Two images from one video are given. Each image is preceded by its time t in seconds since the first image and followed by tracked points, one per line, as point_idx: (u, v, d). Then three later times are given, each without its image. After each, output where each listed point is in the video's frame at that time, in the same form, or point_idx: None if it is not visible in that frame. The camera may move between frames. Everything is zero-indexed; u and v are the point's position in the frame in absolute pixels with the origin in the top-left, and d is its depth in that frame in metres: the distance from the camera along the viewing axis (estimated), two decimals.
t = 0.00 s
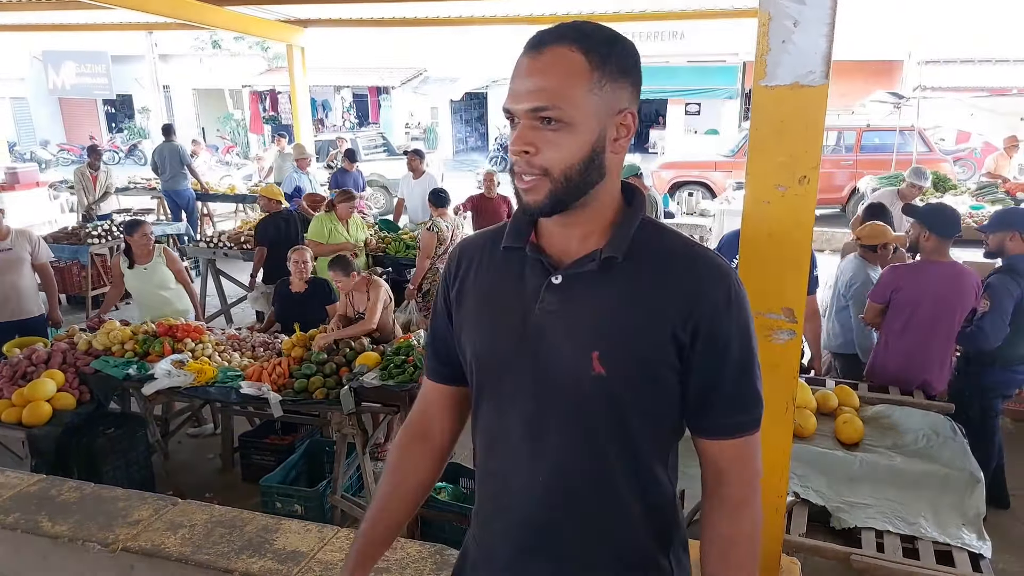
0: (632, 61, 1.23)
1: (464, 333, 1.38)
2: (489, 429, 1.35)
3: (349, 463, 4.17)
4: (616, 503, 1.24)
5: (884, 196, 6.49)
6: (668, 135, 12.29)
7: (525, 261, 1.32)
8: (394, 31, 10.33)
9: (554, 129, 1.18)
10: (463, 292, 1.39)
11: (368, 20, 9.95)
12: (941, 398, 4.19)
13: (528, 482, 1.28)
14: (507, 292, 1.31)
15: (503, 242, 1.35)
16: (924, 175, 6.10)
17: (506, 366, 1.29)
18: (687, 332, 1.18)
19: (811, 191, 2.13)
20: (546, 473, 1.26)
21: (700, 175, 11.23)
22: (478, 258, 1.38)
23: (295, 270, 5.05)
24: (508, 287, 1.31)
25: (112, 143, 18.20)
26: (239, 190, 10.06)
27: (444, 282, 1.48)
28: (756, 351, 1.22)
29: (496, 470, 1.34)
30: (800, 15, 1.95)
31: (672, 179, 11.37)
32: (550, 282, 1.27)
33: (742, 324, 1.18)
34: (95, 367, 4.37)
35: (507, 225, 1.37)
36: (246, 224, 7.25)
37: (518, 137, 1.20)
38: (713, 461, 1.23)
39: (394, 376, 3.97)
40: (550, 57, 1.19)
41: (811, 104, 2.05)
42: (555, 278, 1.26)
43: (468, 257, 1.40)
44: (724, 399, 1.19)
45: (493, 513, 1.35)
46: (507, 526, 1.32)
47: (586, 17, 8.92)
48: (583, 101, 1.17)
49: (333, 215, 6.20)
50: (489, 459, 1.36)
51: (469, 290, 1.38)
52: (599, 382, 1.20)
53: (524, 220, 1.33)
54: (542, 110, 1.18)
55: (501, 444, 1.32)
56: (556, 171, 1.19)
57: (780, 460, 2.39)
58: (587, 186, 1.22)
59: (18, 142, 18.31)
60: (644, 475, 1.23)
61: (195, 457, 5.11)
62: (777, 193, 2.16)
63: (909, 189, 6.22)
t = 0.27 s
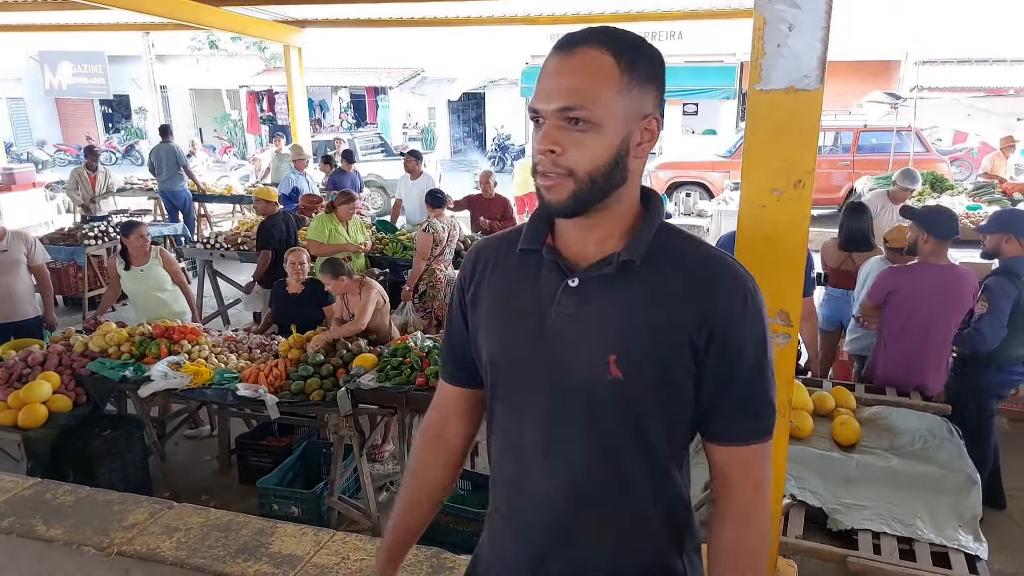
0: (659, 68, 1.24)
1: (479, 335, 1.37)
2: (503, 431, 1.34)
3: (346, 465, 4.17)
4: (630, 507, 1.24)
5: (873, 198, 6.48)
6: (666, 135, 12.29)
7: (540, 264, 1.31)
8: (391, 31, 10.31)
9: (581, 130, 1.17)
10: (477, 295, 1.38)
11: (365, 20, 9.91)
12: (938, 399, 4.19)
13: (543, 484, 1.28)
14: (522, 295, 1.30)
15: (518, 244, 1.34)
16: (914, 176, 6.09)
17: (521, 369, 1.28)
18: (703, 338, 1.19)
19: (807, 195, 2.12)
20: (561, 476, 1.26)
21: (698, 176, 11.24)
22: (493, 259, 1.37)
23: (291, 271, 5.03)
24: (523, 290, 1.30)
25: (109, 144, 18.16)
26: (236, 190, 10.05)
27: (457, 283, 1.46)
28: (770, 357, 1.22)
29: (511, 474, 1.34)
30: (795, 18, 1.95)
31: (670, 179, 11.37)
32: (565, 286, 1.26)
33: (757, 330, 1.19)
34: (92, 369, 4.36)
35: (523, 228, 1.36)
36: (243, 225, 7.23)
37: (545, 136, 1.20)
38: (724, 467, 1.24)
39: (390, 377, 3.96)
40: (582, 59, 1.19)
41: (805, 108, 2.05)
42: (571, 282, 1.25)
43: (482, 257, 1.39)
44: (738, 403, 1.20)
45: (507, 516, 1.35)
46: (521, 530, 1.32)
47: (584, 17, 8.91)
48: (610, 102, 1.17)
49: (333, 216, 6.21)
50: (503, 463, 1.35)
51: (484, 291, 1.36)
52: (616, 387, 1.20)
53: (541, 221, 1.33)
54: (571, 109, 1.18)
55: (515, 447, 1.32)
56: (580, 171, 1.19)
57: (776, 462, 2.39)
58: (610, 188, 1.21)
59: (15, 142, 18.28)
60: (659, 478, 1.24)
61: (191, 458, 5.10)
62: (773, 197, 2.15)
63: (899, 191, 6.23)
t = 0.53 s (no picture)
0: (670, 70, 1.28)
1: (490, 345, 1.36)
2: (517, 440, 1.33)
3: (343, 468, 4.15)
4: (650, 515, 1.24)
5: (861, 198, 6.46)
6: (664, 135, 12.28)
7: (552, 272, 1.31)
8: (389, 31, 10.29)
9: (626, 137, 1.20)
10: (486, 304, 1.37)
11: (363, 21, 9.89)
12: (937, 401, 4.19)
13: (560, 495, 1.26)
14: (535, 305, 1.29)
15: (528, 253, 1.33)
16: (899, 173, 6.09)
17: (536, 380, 1.27)
18: (720, 344, 1.19)
19: (806, 200, 2.11)
20: (580, 486, 1.25)
21: (696, 176, 11.24)
22: (501, 268, 1.36)
23: (288, 273, 5.02)
24: (536, 300, 1.29)
25: (105, 144, 18.13)
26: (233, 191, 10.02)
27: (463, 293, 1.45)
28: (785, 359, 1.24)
29: (526, 485, 1.32)
30: (793, 22, 1.93)
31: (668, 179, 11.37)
32: (579, 294, 1.25)
33: (773, 334, 1.20)
34: (87, 372, 4.33)
35: (532, 236, 1.36)
36: (240, 227, 7.21)
37: (590, 146, 1.20)
38: (742, 468, 1.26)
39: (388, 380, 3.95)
40: (612, 64, 1.20)
41: (804, 112, 2.04)
42: (585, 290, 1.25)
43: (490, 268, 1.37)
44: (756, 406, 1.22)
45: (523, 527, 1.34)
46: (538, 541, 1.31)
47: (582, 17, 8.90)
48: (648, 107, 1.21)
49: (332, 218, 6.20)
50: (517, 473, 1.34)
51: (493, 302, 1.35)
52: (634, 396, 1.19)
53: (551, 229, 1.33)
54: (616, 116, 1.20)
55: (531, 458, 1.30)
56: (628, 178, 1.21)
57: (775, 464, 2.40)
58: (648, 192, 1.25)
59: (11, 143, 18.25)
60: (677, 485, 1.24)
61: (188, 461, 5.08)
62: (771, 202, 2.15)
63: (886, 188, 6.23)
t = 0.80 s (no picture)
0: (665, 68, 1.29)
1: (489, 351, 1.32)
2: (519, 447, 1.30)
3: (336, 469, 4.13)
4: (662, 516, 1.22)
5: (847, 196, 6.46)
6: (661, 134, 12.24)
7: (553, 275, 1.28)
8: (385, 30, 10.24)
9: (641, 136, 1.19)
10: (485, 310, 1.33)
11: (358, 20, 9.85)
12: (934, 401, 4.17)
13: (570, 504, 1.23)
14: (538, 307, 1.26)
15: (527, 255, 1.31)
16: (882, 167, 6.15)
17: (542, 385, 1.24)
18: (727, 341, 1.19)
19: (800, 200, 2.09)
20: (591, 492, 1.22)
21: (693, 176, 11.22)
22: (499, 272, 1.33)
23: (282, 274, 4.99)
24: (538, 303, 1.27)
25: (100, 144, 18.04)
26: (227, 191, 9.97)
27: (457, 299, 1.42)
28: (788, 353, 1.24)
29: (530, 492, 1.29)
30: (787, 20, 1.91)
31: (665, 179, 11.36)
32: (583, 296, 1.23)
33: (778, 328, 1.20)
34: (79, 373, 4.29)
35: (531, 238, 1.33)
36: (234, 228, 7.16)
37: (608, 146, 1.18)
38: (748, 461, 1.26)
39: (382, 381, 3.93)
40: (622, 64, 1.18)
41: (798, 112, 2.02)
42: (589, 292, 1.23)
43: (488, 272, 1.35)
44: (763, 401, 1.21)
45: (528, 536, 1.30)
46: (545, 550, 1.27)
47: (579, 16, 8.87)
48: (657, 105, 1.20)
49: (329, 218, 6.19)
50: (520, 482, 1.30)
51: (493, 307, 1.32)
52: (645, 398, 1.17)
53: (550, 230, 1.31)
54: (632, 117, 1.19)
55: (536, 465, 1.27)
56: (645, 178, 1.20)
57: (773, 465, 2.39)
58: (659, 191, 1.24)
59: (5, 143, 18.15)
60: (687, 484, 1.22)
61: (181, 463, 5.05)
62: (764, 202, 2.13)
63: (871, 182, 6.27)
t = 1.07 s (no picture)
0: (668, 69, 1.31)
1: (489, 348, 1.32)
2: (518, 445, 1.29)
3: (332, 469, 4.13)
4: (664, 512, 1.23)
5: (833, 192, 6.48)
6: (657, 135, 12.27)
7: (554, 273, 1.28)
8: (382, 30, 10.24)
9: (651, 132, 1.20)
10: (484, 309, 1.33)
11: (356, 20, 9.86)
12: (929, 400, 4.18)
13: (573, 500, 1.23)
14: (540, 305, 1.26)
15: (527, 253, 1.31)
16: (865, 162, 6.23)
17: (545, 383, 1.23)
18: (729, 338, 1.20)
19: (792, 199, 2.10)
20: (594, 489, 1.22)
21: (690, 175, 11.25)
22: (499, 270, 1.33)
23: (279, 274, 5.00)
24: (540, 301, 1.27)
25: (98, 144, 18.05)
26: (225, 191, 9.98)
27: (452, 297, 1.40)
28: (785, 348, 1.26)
29: (530, 491, 1.28)
30: (778, 19, 1.91)
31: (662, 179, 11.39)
32: (587, 294, 1.24)
33: (776, 324, 1.22)
34: (75, 373, 4.28)
35: (530, 234, 1.33)
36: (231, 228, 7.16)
37: (619, 140, 1.18)
38: (742, 456, 1.27)
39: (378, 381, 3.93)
40: (634, 61, 1.19)
41: (789, 110, 2.02)
42: (593, 290, 1.24)
43: (487, 269, 1.34)
44: (762, 396, 1.23)
45: (527, 534, 1.29)
46: (545, 548, 1.27)
47: (576, 16, 8.88)
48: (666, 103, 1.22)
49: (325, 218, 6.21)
50: (519, 479, 1.29)
51: (492, 304, 1.31)
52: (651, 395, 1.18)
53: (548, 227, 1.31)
54: (643, 113, 1.20)
55: (538, 463, 1.27)
56: (652, 174, 1.21)
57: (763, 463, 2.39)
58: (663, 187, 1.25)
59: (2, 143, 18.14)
60: (688, 479, 1.23)
61: (177, 463, 5.05)
62: (756, 201, 2.14)
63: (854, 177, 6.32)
